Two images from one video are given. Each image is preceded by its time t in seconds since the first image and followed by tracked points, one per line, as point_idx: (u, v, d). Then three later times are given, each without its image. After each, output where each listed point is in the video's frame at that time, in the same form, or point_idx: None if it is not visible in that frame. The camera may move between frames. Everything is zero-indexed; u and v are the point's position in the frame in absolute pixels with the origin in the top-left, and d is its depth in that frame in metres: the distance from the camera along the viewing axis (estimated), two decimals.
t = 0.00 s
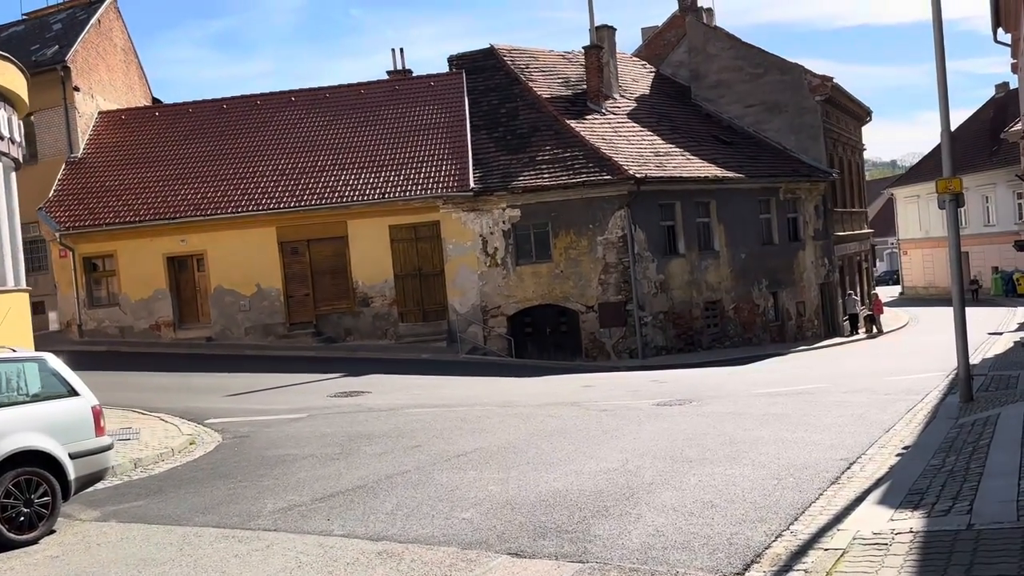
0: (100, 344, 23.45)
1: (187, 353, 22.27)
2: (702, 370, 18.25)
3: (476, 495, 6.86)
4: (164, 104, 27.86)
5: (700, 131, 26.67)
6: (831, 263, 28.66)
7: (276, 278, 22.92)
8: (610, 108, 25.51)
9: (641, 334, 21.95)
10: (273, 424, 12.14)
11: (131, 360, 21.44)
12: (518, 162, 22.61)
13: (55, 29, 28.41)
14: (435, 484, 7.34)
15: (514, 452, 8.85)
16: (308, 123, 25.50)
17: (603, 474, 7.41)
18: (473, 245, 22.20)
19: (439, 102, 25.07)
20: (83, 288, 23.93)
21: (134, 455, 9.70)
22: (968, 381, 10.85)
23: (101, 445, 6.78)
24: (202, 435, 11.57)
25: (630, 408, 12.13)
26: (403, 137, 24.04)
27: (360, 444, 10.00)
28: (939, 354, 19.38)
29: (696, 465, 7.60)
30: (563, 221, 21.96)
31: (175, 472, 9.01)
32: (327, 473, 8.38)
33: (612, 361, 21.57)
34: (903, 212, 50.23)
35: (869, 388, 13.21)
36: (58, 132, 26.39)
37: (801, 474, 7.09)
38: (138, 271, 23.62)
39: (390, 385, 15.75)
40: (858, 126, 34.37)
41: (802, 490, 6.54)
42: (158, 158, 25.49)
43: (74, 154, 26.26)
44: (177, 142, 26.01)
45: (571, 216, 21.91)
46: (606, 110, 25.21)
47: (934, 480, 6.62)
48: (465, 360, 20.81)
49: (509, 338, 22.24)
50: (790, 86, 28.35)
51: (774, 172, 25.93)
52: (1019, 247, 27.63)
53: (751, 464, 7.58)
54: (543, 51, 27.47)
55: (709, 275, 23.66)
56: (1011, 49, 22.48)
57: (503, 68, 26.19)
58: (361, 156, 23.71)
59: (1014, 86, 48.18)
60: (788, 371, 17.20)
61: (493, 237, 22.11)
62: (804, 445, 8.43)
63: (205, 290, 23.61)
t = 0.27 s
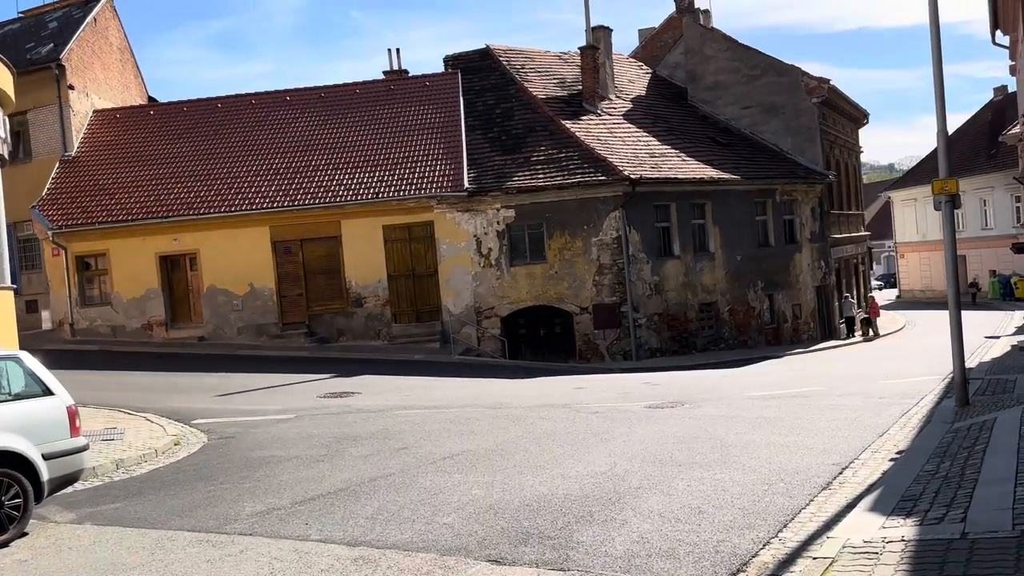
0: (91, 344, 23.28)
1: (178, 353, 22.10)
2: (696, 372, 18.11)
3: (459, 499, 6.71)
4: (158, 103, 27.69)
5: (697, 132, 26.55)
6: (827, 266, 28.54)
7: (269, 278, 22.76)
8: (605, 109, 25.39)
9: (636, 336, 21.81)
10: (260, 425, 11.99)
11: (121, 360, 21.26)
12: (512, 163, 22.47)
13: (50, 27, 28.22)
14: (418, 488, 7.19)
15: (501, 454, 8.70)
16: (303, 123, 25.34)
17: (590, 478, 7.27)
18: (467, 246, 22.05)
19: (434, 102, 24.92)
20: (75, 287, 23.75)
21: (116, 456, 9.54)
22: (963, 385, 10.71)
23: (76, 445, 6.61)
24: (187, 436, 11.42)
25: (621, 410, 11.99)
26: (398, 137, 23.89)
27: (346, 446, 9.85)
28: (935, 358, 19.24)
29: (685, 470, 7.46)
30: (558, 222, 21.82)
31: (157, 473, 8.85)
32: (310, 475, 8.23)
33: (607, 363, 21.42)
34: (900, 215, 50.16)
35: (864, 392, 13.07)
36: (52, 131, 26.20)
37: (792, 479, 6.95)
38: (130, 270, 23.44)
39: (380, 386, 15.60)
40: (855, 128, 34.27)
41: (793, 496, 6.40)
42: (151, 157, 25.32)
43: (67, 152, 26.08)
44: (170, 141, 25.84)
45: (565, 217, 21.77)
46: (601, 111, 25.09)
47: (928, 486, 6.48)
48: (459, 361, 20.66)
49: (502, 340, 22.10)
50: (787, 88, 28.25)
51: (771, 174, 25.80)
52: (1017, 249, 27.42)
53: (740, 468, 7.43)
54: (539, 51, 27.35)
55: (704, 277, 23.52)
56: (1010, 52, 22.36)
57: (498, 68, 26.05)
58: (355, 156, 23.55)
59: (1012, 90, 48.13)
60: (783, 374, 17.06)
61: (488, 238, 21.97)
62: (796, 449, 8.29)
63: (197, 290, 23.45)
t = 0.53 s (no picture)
0: (84, 346, 23.13)
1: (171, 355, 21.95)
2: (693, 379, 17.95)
3: (443, 510, 6.56)
4: (155, 104, 27.56)
5: (696, 137, 26.42)
6: (826, 272, 28.39)
7: (264, 281, 22.61)
8: (604, 113, 25.26)
9: (632, 341, 21.65)
10: (249, 431, 11.84)
11: (114, 362, 21.12)
12: (510, 166, 22.34)
13: (47, 27, 28.10)
14: (403, 498, 7.04)
15: (490, 463, 8.54)
16: (299, 125, 25.21)
17: (579, 489, 7.11)
18: (463, 250, 21.92)
19: (431, 105, 24.79)
20: (69, 288, 23.61)
21: (99, 462, 9.38)
22: (962, 395, 10.56)
23: (52, 453, 6.45)
24: (174, 441, 11.28)
25: (615, 418, 11.84)
26: (395, 140, 23.76)
27: (334, 454, 9.70)
28: (934, 366, 19.08)
29: (677, 481, 7.30)
30: (555, 226, 21.68)
31: (140, 480, 8.70)
32: (294, 484, 8.07)
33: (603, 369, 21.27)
34: (900, 222, 50.04)
35: (861, 401, 12.90)
36: (46, 131, 26.05)
37: (785, 492, 6.79)
38: (124, 272, 23.30)
39: (373, 391, 15.43)
40: (855, 134, 34.14)
41: (784, 510, 6.25)
42: (146, 159, 25.18)
43: (62, 153, 25.94)
44: (166, 142, 25.70)
45: (562, 221, 21.63)
46: (600, 115, 24.96)
47: (923, 501, 6.33)
48: (454, 366, 20.51)
49: (498, 344, 21.94)
50: (787, 93, 28.14)
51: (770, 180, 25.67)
52: (1017, 257, 27.11)
53: (733, 480, 7.28)
54: (538, 55, 27.23)
55: (702, 283, 23.38)
56: (1011, 58, 22.22)
57: (497, 71, 25.92)
58: (352, 158, 23.41)
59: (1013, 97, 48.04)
60: (780, 382, 16.89)
61: (484, 242, 21.84)
62: (791, 460, 8.13)
63: (192, 292, 23.31)
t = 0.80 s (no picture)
0: (81, 348, 23.02)
1: (169, 358, 21.83)
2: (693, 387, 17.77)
3: (432, 522, 6.41)
4: (157, 106, 27.48)
5: (698, 144, 26.28)
6: (829, 280, 28.20)
7: (263, 284, 22.49)
8: (607, 119, 25.13)
9: (633, 348, 21.48)
10: (242, 438, 11.71)
11: (111, 365, 20.99)
12: (511, 172, 22.20)
13: (48, 28, 28.04)
14: (392, 509, 6.89)
15: (484, 473, 8.39)
16: (301, 128, 25.11)
17: (573, 501, 6.95)
18: (464, 255, 21.78)
19: (433, 110, 24.68)
20: (67, 290, 23.49)
21: (87, 468, 9.23)
22: (964, 407, 10.38)
23: (33, 460, 6.32)
24: (166, 447, 11.16)
25: (613, 426, 11.67)
26: (396, 144, 23.64)
27: (326, 461, 9.55)
28: (936, 375, 18.88)
29: (673, 494, 7.14)
30: (556, 232, 21.53)
31: (127, 488, 8.55)
32: (283, 493, 7.92)
33: (603, 377, 21.09)
34: (903, 230, 49.86)
35: (862, 411, 12.73)
36: (47, 132, 25.99)
37: (784, 506, 6.63)
38: (123, 275, 23.19)
39: (370, 397, 15.28)
40: (859, 142, 33.98)
41: (782, 525, 6.08)
42: (147, 161, 25.09)
43: (63, 154, 25.86)
44: (167, 144, 25.61)
45: (563, 227, 21.48)
46: (603, 121, 24.83)
47: (924, 517, 6.17)
48: (453, 371, 20.35)
49: (498, 350, 21.79)
50: (790, 100, 28.00)
51: (773, 187, 25.51)
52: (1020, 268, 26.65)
53: (730, 493, 7.12)
54: (541, 60, 27.12)
55: (704, 290, 23.21)
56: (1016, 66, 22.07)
57: (499, 76, 25.80)
58: (352, 162, 23.30)
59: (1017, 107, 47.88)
60: (781, 391, 16.72)
61: (485, 247, 21.70)
62: (789, 472, 7.97)
63: (191, 296, 23.19)
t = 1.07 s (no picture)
0: (83, 352, 22.93)
1: (170, 363, 21.71)
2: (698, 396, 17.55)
3: (425, 538, 6.22)
4: (162, 109, 27.42)
5: (705, 150, 26.08)
6: (837, 289, 27.92)
7: (266, 289, 22.35)
8: (613, 124, 24.95)
9: (638, 356, 21.25)
10: (238, 446, 11.55)
11: (112, 369, 20.88)
12: (516, 177, 22.04)
13: (55, 31, 28.05)
14: (385, 523, 6.70)
15: (481, 486, 8.19)
16: (306, 133, 25.00)
17: (571, 517, 6.75)
18: (467, 261, 21.61)
19: (439, 114, 24.54)
20: (69, 294, 23.41)
21: (79, 477, 9.06)
22: (974, 421, 10.14)
23: (17, 470, 6.10)
24: (162, 455, 11.00)
25: (615, 437, 11.47)
26: (400, 148, 23.51)
27: (322, 472, 9.37)
28: (945, 386, 18.60)
29: (674, 510, 6.93)
30: (560, 238, 21.34)
31: (118, 497, 8.38)
32: (276, 504, 7.74)
33: (607, 385, 20.87)
34: (912, 238, 49.51)
35: (870, 423, 12.49)
36: (51, 135, 25.96)
37: (789, 525, 6.42)
38: (126, 278, 23.10)
39: (370, 404, 15.10)
40: (867, 149, 33.72)
41: (786, 546, 5.87)
42: (152, 164, 25.01)
43: (67, 157, 25.83)
44: (171, 148, 25.53)
45: (568, 233, 21.30)
46: (609, 127, 24.66)
47: (934, 538, 5.95)
48: (455, 378, 20.17)
49: (502, 357, 21.59)
50: (798, 107, 27.77)
51: (780, 194, 25.28)
52: None
53: (733, 510, 6.90)
54: (548, 65, 26.96)
55: (710, 298, 22.98)
56: None
57: (505, 81, 25.65)
58: (357, 167, 23.16)
59: None
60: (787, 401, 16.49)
61: (489, 253, 21.53)
62: (795, 488, 7.76)
63: (193, 300, 23.07)
